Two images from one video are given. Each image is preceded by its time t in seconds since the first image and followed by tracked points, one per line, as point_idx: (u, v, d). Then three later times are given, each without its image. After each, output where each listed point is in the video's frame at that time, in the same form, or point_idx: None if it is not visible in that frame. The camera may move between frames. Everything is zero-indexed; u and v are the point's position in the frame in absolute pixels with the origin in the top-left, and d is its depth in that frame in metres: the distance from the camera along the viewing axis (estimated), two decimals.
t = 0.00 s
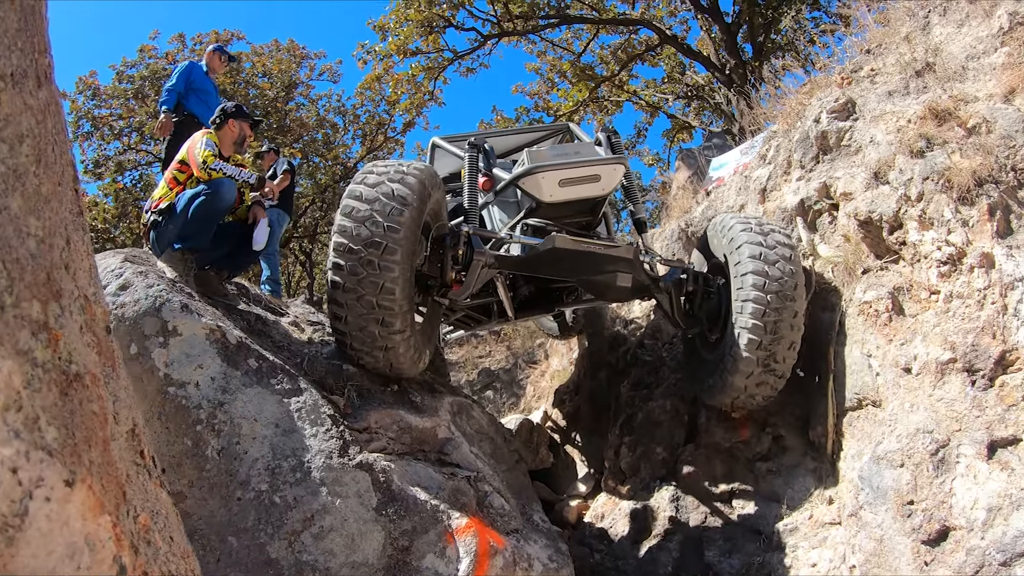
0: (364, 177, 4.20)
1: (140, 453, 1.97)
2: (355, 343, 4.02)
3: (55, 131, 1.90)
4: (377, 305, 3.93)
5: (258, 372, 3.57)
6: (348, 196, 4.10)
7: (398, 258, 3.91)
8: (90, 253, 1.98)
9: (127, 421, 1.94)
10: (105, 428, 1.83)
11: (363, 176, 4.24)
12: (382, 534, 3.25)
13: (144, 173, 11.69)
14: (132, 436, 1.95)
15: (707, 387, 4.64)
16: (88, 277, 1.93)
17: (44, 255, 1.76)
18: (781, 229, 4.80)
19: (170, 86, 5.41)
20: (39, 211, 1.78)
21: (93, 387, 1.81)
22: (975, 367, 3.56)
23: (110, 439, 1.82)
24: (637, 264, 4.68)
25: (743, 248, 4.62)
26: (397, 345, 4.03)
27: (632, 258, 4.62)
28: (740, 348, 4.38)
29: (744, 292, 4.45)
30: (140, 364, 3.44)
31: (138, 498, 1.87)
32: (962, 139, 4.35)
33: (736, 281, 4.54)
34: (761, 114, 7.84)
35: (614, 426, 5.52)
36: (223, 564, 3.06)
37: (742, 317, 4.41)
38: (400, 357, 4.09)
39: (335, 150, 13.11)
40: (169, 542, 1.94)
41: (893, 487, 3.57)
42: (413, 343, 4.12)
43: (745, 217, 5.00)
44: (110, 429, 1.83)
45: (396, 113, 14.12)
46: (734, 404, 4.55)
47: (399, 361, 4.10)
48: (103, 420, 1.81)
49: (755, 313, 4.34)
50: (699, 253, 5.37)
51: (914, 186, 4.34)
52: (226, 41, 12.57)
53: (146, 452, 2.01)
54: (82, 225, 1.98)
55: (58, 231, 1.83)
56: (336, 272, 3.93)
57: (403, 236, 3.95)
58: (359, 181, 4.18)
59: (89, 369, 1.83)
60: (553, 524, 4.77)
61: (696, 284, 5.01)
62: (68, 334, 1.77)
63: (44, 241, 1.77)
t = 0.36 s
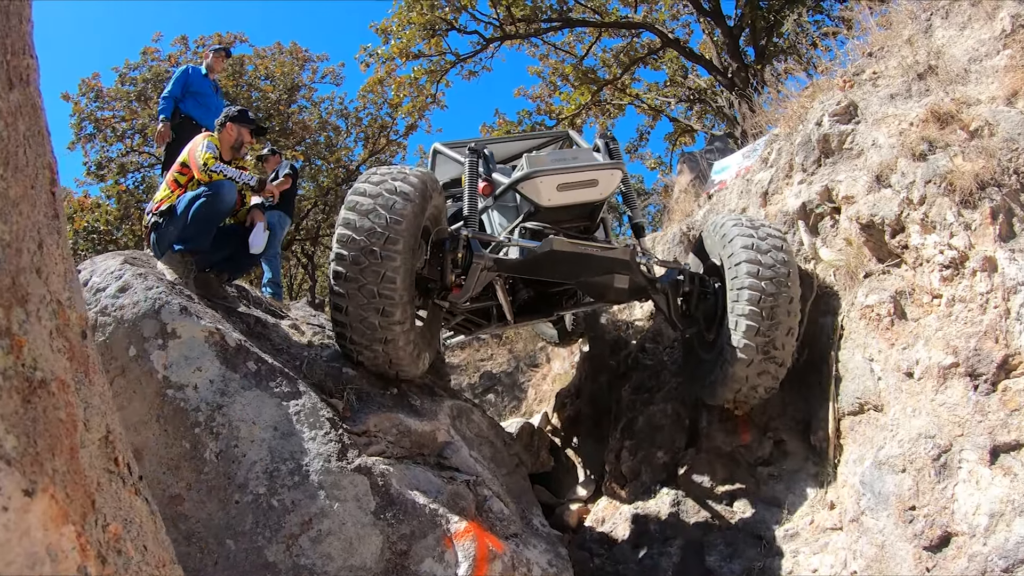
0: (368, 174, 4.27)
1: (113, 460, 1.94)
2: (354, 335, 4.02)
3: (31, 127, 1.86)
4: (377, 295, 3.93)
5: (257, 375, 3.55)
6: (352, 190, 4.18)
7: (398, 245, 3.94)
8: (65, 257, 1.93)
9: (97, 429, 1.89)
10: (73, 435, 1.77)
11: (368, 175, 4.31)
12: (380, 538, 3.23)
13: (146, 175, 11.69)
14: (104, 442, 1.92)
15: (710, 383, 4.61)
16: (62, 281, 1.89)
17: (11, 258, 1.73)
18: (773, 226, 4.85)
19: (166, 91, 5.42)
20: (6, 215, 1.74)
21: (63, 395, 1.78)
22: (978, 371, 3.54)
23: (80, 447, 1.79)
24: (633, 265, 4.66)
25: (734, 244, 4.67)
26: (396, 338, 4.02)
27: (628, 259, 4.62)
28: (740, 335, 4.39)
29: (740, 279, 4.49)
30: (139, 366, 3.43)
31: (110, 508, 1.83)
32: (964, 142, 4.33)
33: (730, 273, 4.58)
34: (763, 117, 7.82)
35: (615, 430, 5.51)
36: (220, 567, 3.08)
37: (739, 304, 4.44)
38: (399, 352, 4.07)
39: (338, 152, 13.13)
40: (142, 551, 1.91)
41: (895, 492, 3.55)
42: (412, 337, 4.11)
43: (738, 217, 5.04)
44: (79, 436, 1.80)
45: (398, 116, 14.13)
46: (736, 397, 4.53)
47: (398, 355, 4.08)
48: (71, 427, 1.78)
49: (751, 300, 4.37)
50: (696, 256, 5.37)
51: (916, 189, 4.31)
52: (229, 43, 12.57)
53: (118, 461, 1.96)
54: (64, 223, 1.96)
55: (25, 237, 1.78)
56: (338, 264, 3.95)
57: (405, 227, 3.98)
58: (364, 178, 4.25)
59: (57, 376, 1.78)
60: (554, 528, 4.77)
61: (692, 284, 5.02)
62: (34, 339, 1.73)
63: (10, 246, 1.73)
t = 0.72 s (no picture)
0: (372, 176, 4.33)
1: (84, 468, 2.01)
2: (354, 326, 3.96)
3: (1, 138, 2.03)
4: (377, 284, 3.89)
5: (255, 380, 3.52)
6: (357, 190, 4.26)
7: (400, 233, 3.97)
8: (37, 264, 2.08)
9: (65, 437, 1.98)
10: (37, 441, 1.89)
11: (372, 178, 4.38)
12: (378, 543, 3.22)
13: (147, 179, 11.71)
14: (74, 450, 2.00)
15: (711, 376, 4.57)
16: (32, 288, 2.04)
17: None
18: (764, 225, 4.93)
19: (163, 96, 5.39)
20: None
21: (29, 404, 1.90)
22: (979, 374, 3.52)
23: (43, 455, 1.89)
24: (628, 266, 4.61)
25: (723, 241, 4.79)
26: (395, 330, 3.96)
27: (624, 261, 4.57)
28: (738, 322, 4.41)
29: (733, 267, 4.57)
30: (137, 371, 3.41)
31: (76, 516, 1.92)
32: (965, 143, 4.31)
33: (723, 267, 4.66)
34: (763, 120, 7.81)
35: (615, 434, 5.49)
36: (218, 572, 3.08)
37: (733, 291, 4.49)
38: (399, 346, 4.01)
39: (339, 156, 13.13)
40: (112, 560, 1.99)
41: (897, 496, 3.53)
42: (412, 331, 4.05)
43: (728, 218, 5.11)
44: (43, 444, 1.90)
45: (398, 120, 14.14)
46: (736, 390, 4.50)
47: (397, 349, 4.01)
48: (35, 436, 1.89)
49: (744, 285, 4.44)
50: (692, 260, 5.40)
51: (917, 191, 4.30)
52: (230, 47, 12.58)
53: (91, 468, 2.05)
54: (40, 235, 2.12)
55: None
56: (340, 254, 3.96)
57: (405, 220, 4.00)
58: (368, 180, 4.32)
59: (20, 385, 1.90)
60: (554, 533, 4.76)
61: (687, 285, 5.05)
62: None
63: None
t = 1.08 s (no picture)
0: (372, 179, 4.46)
1: (63, 478, 2.00)
2: (354, 312, 3.93)
3: None
4: (379, 268, 3.93)
5: (253, 384, 3.50)
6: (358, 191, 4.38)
7: (400, 218, 4.06)
8: (15, 269, 2.06)
9: (43, 446, 1.96)
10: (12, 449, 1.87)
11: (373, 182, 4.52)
12: (376, 548, 3.19)
13: (147, 183, 11.71)
14: (53, 459, 1.99)
15: (711, 364, 4.60)
16: (9, 294, 2.01)
17: None
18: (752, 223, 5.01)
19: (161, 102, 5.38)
20: None
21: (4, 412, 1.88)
22: (980, 377, 3.50)
23: (17, 465, 1.87)
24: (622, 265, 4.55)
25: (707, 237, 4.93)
26: (396, 315, 3.94)
27: (619, 260, 4.51)
28: (732, 303, 4.48)
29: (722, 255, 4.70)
30: (134, 376, 3.40)
31: (54, 527, 1.91)
32: (965, 145, 4.29)
33: (712, 260, 4.78)
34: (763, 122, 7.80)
35: (615, 438, 5.48)
36: None
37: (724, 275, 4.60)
38: (399, 333, 3.97)
39: (338, 160, 13.13)
40: (92, 571, 1.97)
41: (898, 500, 3.51)
42: (412, 320, 4.02)
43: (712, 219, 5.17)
44: (18, 454, 1.88)
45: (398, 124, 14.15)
46: (736, 375, 4.52)
47: (397, 337, 3.97)
48: (9, 445, 1.87)
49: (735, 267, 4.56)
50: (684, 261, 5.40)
51: (917, 193, 4.28)
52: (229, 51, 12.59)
53: (70, 476, 2.03)
54: (19, 241, 2.10)
55: None
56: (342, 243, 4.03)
57: (407, 209, 4.12)
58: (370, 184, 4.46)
59: None
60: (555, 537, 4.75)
61: (681, 283, 5.06)
62: None
63: None
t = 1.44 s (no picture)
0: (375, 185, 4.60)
1: (59, 484, 1.99)
2: (358, 299, 3.95)
3: None
4: (383, 255, 4.01)
5: (253, 388, 3.49)
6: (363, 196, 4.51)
7: (404, 210, 4.19)
8: (12, 273, 2.01)
9: (41, 453, 1.95)
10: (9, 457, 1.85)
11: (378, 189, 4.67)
12: (377, 552, 3.19)
13: (148, 186, 11.73)
14: (49, 466, 1.98)
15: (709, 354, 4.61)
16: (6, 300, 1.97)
17: None
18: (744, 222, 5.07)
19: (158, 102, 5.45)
20: None
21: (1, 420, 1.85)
22: (982, 378, 3.49)
23: (14, 471, 1.85)
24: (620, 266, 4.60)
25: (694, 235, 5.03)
26: (399, 303, 3.95)
27: (617, 261, 4.55)
28: (727, 289, 4.55)
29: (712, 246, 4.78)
30: (135, 379, 3.40)
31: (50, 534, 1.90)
32: (966, 146, 4.28)
33: (704, 254, 4.86)
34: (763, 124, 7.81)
35: (616, 441, 5.49)
36: None
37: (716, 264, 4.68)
38: (402, 321, 3.97)
39: (340, 163, 13.15)
40: None
41: (900, 502, 3.51)
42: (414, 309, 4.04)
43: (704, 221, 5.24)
44: (15, 461, 1.87)
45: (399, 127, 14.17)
46: (735, 363, 4.54)
47: (399, 323, 3.96)
48: (5, 452, 1.84)
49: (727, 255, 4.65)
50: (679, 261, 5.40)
51: (918, 194, 4.27)
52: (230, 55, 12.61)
53: (67, 484, 2.02)
54: (14, 245, 2.05)
55: None
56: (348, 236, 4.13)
57: (411, 204, 4.25)
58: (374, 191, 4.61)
59: None
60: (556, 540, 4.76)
61: (676, 282, 5.06)
62: None
63: None
